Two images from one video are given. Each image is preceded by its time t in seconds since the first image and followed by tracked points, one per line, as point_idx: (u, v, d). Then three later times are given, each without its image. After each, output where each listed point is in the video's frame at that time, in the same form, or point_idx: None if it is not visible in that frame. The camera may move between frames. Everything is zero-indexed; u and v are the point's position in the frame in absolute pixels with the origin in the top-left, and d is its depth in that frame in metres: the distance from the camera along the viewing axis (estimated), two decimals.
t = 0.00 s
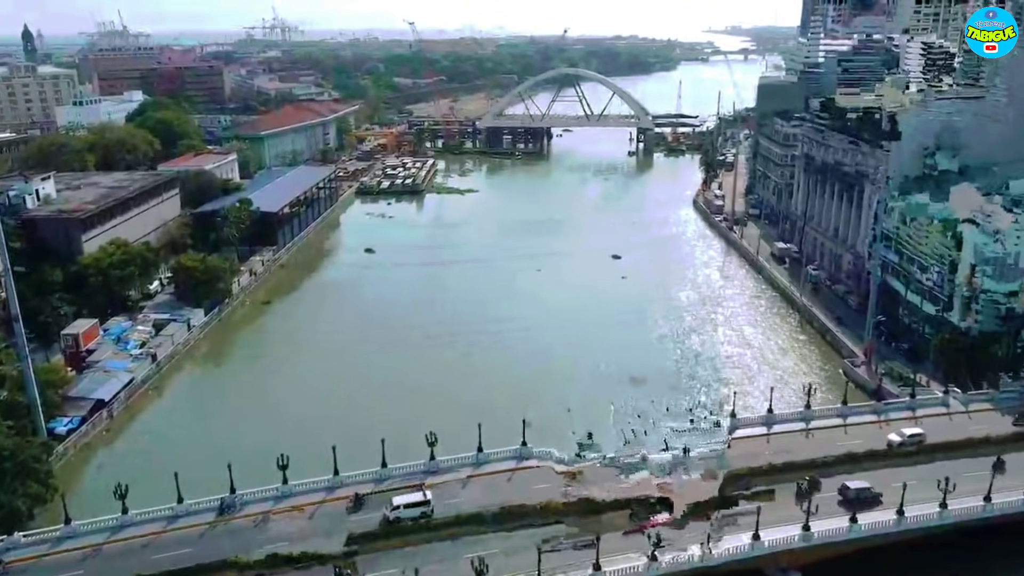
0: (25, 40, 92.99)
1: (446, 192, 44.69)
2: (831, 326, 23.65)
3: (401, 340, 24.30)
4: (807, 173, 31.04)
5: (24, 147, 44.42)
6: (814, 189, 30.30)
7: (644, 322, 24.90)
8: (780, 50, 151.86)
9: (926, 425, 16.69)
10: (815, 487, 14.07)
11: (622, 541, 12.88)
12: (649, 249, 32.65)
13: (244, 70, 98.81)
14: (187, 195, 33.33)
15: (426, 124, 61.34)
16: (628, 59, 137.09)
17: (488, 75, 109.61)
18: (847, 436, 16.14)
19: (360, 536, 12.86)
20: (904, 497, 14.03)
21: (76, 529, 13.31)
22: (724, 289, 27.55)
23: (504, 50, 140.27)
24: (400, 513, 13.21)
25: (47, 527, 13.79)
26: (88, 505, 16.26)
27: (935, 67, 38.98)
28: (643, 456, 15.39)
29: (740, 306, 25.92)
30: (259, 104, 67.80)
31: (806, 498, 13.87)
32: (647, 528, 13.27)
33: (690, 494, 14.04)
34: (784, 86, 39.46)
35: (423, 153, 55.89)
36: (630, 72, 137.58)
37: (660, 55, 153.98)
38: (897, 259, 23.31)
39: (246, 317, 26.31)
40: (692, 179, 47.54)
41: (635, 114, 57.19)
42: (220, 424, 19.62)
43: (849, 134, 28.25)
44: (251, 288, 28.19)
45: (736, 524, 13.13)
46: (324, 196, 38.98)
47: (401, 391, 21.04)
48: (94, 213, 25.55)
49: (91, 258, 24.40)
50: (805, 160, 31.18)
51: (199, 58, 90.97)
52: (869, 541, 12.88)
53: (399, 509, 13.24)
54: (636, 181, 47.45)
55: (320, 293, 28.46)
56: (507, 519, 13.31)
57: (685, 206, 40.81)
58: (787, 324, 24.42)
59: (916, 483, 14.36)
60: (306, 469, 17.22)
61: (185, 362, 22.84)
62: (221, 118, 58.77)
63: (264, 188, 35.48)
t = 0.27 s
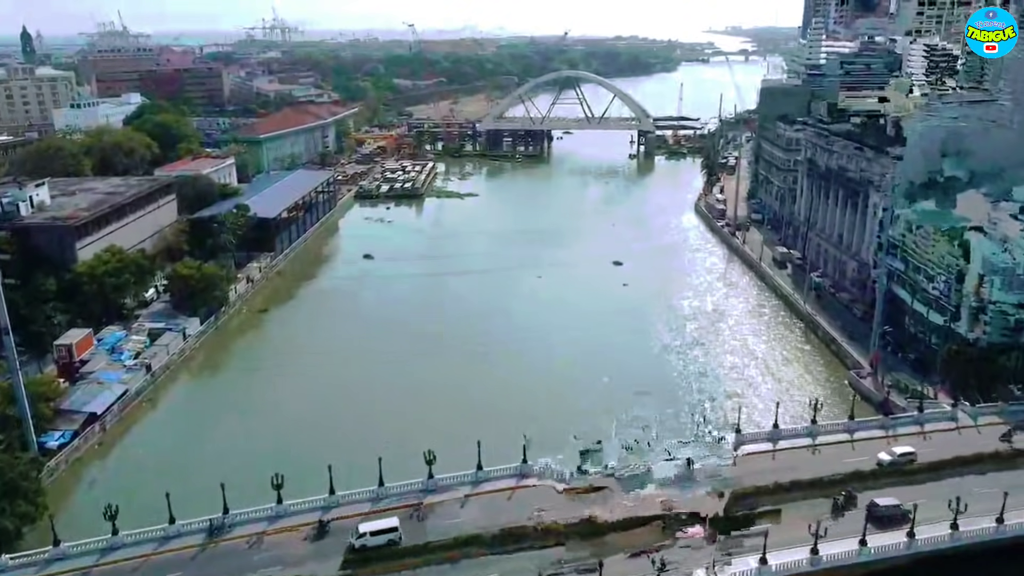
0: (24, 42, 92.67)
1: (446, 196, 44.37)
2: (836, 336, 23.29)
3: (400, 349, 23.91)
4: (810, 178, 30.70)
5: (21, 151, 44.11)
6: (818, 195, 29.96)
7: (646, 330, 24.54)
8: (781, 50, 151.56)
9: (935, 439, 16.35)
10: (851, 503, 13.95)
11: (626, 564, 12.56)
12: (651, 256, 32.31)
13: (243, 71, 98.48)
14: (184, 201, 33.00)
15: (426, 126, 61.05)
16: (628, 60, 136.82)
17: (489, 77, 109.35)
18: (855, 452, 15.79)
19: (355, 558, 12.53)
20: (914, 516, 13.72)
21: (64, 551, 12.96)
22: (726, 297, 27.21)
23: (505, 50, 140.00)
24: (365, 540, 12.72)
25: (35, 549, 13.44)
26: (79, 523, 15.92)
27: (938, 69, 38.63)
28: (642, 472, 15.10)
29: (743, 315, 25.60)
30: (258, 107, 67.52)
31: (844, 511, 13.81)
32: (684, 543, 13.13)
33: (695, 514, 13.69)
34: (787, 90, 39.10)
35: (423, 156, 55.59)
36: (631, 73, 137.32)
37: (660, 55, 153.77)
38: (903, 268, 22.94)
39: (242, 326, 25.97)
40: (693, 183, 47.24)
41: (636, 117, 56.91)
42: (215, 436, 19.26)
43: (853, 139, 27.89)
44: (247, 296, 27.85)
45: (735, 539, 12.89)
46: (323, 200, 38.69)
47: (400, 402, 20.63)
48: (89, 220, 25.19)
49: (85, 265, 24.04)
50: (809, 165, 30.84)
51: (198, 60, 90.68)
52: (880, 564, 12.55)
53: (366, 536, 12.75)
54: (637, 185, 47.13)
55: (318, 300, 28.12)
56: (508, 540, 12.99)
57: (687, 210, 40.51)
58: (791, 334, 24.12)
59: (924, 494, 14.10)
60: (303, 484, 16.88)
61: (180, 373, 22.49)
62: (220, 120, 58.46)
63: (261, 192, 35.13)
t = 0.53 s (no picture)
0: (21, 44, 92.33)
1: (445, 201, 44.01)
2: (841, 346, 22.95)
3: (398, 360, 23.50)
4: (814, 184, 30.37)
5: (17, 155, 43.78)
6: (821, 202, 29.63)
7: (648, 340, 24.19)
8: (782, 50, 151.23)
9: (944, 456, 16.01)
10: (888, 518, 13.68)
11: None
12: (653, 263, 31.97)
13: (242, 73, 98.19)
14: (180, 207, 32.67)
15: (425, 128, 60.71)
16: (628, 61, 136.48)
17: (488, 78, 109.03)
18: (863, 470, 15.44)
19: None
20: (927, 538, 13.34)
21: None
22: (729, 306, 26.87)
23: (505, 51, 139.68)
24: (328, 569, 12.19)
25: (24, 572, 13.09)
26: (69, 541, 15.56)
27: (941, 72, 38.28)
28: (646, 491, 14.73)
29: (746, 324, 25.26)
30: (257, 109, 67.17)
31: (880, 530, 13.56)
32: (722, 557, 12.84)
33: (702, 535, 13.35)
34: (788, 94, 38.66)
35: (423, 159, 55.27)
36: (631, 74, 137.00)
37: (660, 57, 153.50)
38: (909, 277, 22.56)
39: (239, 335, 25.63)
40: (694, 187, 46.90)
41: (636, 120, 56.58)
42: (209, 451, 18.87)
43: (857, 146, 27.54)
44: (244, 304, 27.50)
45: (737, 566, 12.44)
46: (322, 205, 38.35)
47: (398, 415, 20.23)
48: (84, 228, 24.84)
49: (79, 274, 23.68)
50: (812, 171, 30.50)
51: (197, 62, 90.34)
52: None
53: (329, 566, 12.22)
54: (638, 189, 46.80)
55: (314, 308, 27.75)
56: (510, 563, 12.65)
57: (688, 215, 40.18)
58: (795, 344, 23.75)
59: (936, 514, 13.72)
60: (298, 501, 16.50)
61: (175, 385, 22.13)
62: (218, 123, 58.13)
63: (259, 197, 34.79)
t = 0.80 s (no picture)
0: (21, 46, 92.10)
1: (445, 205, 43.66)
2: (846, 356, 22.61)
3: (396, 369, 23.16)
4: (817, 191, 30.03)
5: (14, 160, 43.48)
6: (825, 208, 29.30)
7: (651, 349, 23.86)
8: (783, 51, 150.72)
9: (953, 472, 15.67)
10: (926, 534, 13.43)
11: None
12: (655, 270, 31.64)
13: (242, 74, 97.89)
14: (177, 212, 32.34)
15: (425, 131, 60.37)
16: (629, 63, 136.07)
17: (489, 80, 108.68)
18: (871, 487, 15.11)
19: None
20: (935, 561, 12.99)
21: None
22: (732, 314, 26.55)
23: (505, 52, 139.33)
24: None
25: None
26: (57, 559, 15.24)
27: (945, 75, 37.91)
28: (649, 510, 14.39)
29: (749, 333, 24.93)
30: (256, 111, 66.84)
31: (916, 547, 13.33)
32: None
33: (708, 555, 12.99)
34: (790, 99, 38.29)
35: (422, 163, 54.92)
36: (632, 75, 136.59)
37: (661, 58, 153.08)
38: (915, 287, 22.21)
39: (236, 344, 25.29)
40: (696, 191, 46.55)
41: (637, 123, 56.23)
42: (205, 463, 18.54)
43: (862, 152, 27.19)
44: (241, 312, 27.17)
45: None
46: (320, 211, 38.01)
47: (402, 427, 19.87)
48: (78, 235, 24.50)
49: (73, 283, 23.34)
50: (816, 177, 30.16)
51: (197, 64, 90.05)
52: None
53: None
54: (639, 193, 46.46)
55: (312, 316, 27.42)
56: None
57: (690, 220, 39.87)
58: (799, 354, 23.44)
59: (946, 534, 13.39)
60: (294, 516, 16.19)
61: (170, 396, 21.80)
62: (217, 126, 57.82)
63: (256, 202, 34.44)
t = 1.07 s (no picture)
0: (20, 48, 91.77)
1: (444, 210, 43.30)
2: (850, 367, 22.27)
3: (415, 381, 22.76)
4: (821, 197, 29.68)
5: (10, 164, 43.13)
6: (828, 215, 28.95)
7: (654, 360, 23.52)
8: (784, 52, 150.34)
9: (963, 490, 15.33)
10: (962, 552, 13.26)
11: None
12: (657, 276, 31.31)
13: (241, 75, 97.50)
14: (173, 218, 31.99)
15: (424, 133, 60.03)
16: (629, 64, 135.64)
17: (488, 81, 108.33)
18: (880, 506, 14.76)
19: None
20: None
21: None
22: (735, 323, 26.22)
23: (506, 53, 138.97)
24: None
25: None
26: None
27: (948, 78, 37.55)
28: (653, 531, 14.06)
29: (753, 343, 24.61)
30: (254, 113, 66.47)
31: (953, 564, 13.15)
32: None
33: None
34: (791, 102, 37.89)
35: (421, 166, 54.57)
36: (632, 76, 136.19)
37: (661, 58, 152.68)
38: (920, 297, 21.86)
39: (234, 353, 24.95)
40: (697, 195, 46.22)
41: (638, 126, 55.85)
42: (207, 476, 18.25)
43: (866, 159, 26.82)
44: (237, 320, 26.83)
45: None
46: (318, 215, 37.66)
47: (416, 439, 19.48)
48: (72, 243, 24.15)
49: (67, 291, 22.98)
50: (819, 183, 29.81)
51: (196, 65, 89.68)
52: None
53: None
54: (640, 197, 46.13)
55: (311, 325, 27.08)
56: None
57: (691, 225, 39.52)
58: (804, 364, 23.11)
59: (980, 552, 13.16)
60: (294, 531, 15.86)
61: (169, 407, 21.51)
62: (215, 128, 57.50)
63: (253, 207, 34.09)
